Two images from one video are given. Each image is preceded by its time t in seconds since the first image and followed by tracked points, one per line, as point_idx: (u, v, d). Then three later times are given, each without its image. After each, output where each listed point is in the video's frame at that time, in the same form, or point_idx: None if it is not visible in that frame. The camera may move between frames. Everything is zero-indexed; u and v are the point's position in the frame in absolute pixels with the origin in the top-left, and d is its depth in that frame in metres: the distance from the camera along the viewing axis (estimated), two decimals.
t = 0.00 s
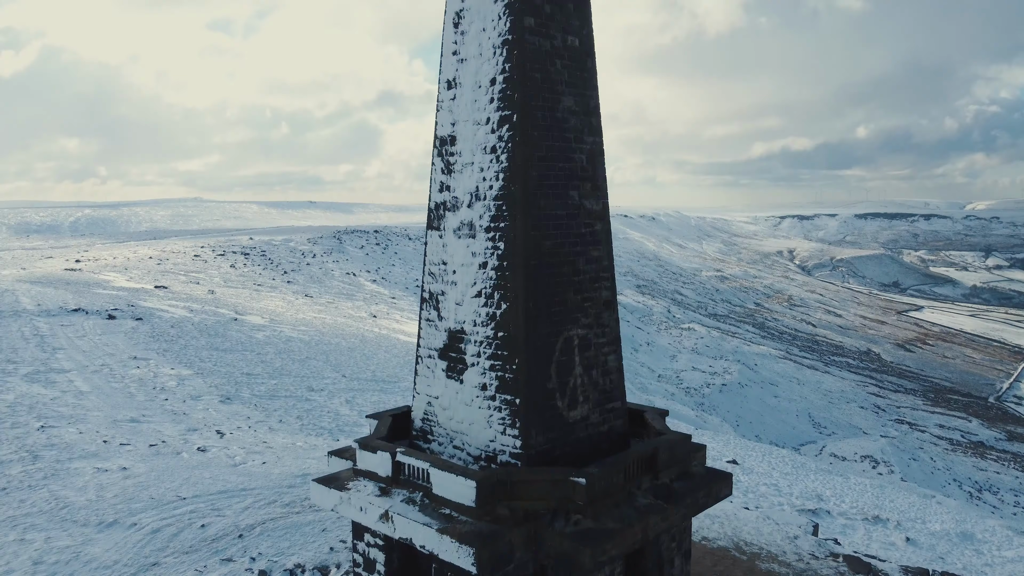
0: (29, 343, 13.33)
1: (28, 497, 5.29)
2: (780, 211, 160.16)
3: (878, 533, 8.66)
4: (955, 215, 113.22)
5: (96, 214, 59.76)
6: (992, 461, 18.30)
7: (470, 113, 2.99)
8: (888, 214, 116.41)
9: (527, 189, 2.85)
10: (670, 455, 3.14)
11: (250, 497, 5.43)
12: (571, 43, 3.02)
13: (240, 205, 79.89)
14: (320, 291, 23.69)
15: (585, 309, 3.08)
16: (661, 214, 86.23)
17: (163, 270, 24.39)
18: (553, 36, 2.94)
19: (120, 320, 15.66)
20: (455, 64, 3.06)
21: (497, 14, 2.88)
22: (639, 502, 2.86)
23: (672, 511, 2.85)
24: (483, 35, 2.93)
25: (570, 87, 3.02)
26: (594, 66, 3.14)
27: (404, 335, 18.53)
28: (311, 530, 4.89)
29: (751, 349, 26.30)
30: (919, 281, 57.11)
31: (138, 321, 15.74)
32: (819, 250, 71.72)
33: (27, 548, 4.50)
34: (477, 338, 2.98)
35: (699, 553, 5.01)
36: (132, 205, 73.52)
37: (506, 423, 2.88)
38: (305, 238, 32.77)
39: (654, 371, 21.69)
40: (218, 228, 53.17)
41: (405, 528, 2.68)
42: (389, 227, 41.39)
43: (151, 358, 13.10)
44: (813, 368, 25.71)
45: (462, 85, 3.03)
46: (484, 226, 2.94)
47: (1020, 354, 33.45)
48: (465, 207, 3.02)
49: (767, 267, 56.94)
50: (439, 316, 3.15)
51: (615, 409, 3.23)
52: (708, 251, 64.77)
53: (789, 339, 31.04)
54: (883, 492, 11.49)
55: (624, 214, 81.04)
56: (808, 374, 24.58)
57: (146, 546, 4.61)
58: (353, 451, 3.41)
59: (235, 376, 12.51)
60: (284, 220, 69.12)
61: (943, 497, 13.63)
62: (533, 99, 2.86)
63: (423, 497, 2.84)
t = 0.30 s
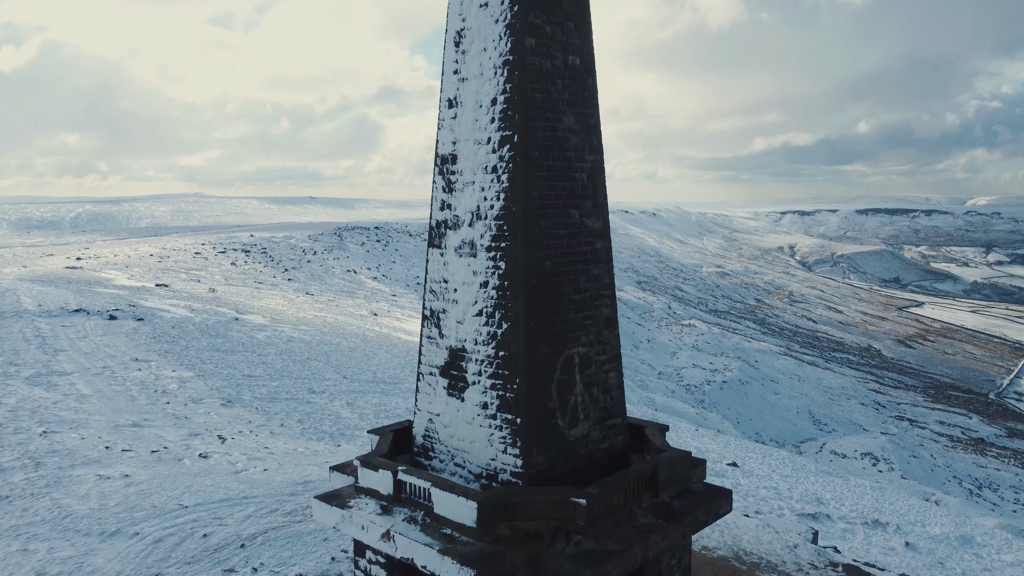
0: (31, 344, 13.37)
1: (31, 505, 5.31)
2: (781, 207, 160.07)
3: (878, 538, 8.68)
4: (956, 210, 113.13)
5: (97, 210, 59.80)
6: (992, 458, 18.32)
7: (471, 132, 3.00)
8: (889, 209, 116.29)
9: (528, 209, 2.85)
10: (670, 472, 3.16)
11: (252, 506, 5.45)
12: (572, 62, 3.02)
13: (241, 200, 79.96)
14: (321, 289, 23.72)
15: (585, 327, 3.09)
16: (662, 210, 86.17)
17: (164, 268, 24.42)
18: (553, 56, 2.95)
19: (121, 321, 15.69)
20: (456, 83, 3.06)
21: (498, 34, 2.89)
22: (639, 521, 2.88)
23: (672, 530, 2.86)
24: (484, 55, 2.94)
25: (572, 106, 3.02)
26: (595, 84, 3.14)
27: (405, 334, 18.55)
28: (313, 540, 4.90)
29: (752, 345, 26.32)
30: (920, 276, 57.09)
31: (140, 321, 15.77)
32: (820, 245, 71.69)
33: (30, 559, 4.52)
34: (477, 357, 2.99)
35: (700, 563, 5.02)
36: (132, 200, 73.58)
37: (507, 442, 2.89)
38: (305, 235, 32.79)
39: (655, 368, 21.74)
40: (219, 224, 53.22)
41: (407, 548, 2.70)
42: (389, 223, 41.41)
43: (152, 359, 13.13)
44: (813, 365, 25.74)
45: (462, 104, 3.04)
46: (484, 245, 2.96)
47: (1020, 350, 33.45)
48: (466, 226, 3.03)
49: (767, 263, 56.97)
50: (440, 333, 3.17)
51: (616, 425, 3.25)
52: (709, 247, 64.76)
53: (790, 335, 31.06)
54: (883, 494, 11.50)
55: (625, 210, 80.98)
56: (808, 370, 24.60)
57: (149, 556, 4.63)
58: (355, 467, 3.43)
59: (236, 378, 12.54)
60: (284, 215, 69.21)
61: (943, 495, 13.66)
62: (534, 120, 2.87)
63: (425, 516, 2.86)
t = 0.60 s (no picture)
0: (33, 345, 13.40)
1: (34, 513, 5.33)
2: (782, 202, 159.95)
3: (877, 542, 8.71)
4: (958, 205, 113.01)
5: (98, 206, 59.89)
6: (993, 455, 18.34)
7: (472, 151, 3.01)
8: (891, 205, 116.17)
9: (529, 229, 2.86)
10: (670, 487, 3.19)
11: (255, 514, 5.48)
12: (573, 80, 3.03)
13: (242, 196, 80.07)
14: (321, 286, 23.75)
15: (586, 344, 3.10)
16: (663, 206, 86.14)
17: (165, 265, 24.46)
18: (555, 75, 2.95)
19: (123, 321, 15.71)
20: (457, 102, 3.07)
21: (499, 54, 2.89)
22: (639, 540, 2.90)
23: (672, 549, 2.88)
24: (485, 75, 2.94)
25: (573, 125, 3.03)
26: (596, 102, 3.16)
27: (406, 333, 18.57)
28: (315, 549, 4.93)
29: (752, 341, 26.35)
30: (921, 272, 57.07)
31: (141, 322, 15.80)
32: (821, 241, 71.65)
33: (34, 569, 4.54)
34: (479, 375, 3.00)
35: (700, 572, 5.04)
36: (134, 196, 73.70)
37: (508, 461, 2.91)
38: (306, 231, 32.81)
39: (655, 365, 21.79)
40: (219, 220, 53.26)
41: (409, 567, 2.72)
42: (390, 219, 41.41)
43: (154, 361, 13.15)
44: (814, 361, 25.75)
45: (463, 122, 3.04)
46: (486, 264, 2.97)
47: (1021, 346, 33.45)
48: (468, 245, 3.04)
49: (768, 259, 56.94)
50: (442, 350, 3.17)
51: (616, 442, 3.27)
52: (710, 242, 64.75)
53: (791, 331, 31.08)
54: (883, 496, 11.52)
55: (626, 206, 80.94)
56: (809, 367, 24.62)
57: (152, 566, 4.65)
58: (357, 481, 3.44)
59: (238, 380, 12.57)
60: (286, 211, 69.28)
61: (943, 493, 13.68)
62: (535, 140, 2.87)
63: (427, 534, 2.88)
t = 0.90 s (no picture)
0: (35, 347, 13.44)
1: (38, 521, 5.36)
2: (784, 198, 159.89)
3: (878, 546, 8.73)
4: (959, 201, 112.88)
5: (100, 201, 59.96)
6: (993, 452, 18.36)
7: (474, 170, 3.02)
8: (893, 200, 115.96)
9: (530, 248, 2.88)
10: (670, 503, 3.21)
11: (257, 522, 5.50)
12: (575, 99, 3.04)
13: (243, 192, 80.11)
14: (323, 284, 23.77)
15: (588, 362, 3.12)
16: (664, 202, 86.07)
17: (166, 263, 24.49)
18: (557, 95, 2.96)
19: (125, 321, 15.75)
20: (459, 120, 3.08)
21: (501, 74, 2.90)
22: (640, 558, 2.92)
23: (672, 567, 2.91)
24: (488, 94, 2.95)
25: (574, 143, 3.04)
26: (598, 120, 3.17)
27: (407, 332, 18.59)
28: (317, 558, 4.95)
29: (753, 338, 26.36)
30: (922, 267, 57.03)
31: (143, 322, 15.82)
32: (823, 237, 71.61)
33: None
34: (480, 393, 3.02)
35: None
36: (135, 192, 73.77)
37: (510, 479, 2.92)
38: (308, 228, 32.84)
39: (656, 362, 21.84)
40: (221, 215, 53.31)
41: None
42: (391, 215, 41.39)
43: (156, 362, 13.20)
44: (815, 357, 25.76)
45: (465, 141, 3.05)
46: (488, 283, 2.98)
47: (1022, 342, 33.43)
48: (470, 263, 3.05)
49: (769, 254, 56.90)
50: (444, 368, 3.18)
51: (617, 458, 3.29)
52: (711, 238, 64.74)
53: (792, 327, 31.10)
54: (883, 498, 11.53)
55: (627, 202, 80.80)
56: (810, 363, 24.64)
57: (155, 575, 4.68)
58: (359, 496, 3.47)
59: (240, 381, 12.61)
60: (287, 207, 69.32)
61: (943, 492, 13.70)
62: (537, 160, 2.88)
63: (429, 553, 2.90)
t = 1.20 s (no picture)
0: (37, 348, 13.46)
1: (41, 529, 5.39)
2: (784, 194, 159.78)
3: (878, 550, 8.76)
4: (961, 196, 112.73)
5: (101, 197, 60.00)
6: (993, 449, 18.38)
7: (476, 189, 3.03)
8: (894, 196, 115.84)
9: (532, 267, 2.89)
10: (670, 519, 3.25)
11: (260, 529, 5.53)
12: (576, 117, 3.05)
13: (243, 187, 80.08)
14: (324, 282, 23.79)
15: (589, 379, 3.13)
16: (665, 197, 86.00)
17: (167, 261, 24.50)
18: (558, 114, 2.97)
19: (126, 322, 15.76)
20: (460, 138, 3.08)
21: (502, 94, 2.91)
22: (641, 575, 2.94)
23: None
24: (489, 113, 2.96)
25: (575, 162, 3.05)
26: (599, 138, 3.18)
27: (408, 330, 18.60)
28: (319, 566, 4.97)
29: (753, 334, 26.37)
30: (923, 263, 56.99)
31: (144, 322, 15.84)
32: (823, 233, 71.53)
33: None
34: (481, 411, 3.04)
35: None
36: (135, 188, 73.78)
37: (511, 496, 2.94)
38: (308, 225, 32.82)
39: (657, 359, 21.88)
40: (222, 211, 53.36)
41: None
42: (391, 212, 41.40)
43: (157, 364, 13.22)
44: (816, 354, 25.78)
45: (467, 159, 3.06)
46: (489, 301, 2.99)
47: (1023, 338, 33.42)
48: (471, 281, 3.06)
49: (769, 250, 56.86)
50: (445, 385, 3.20)
51: (618, 474, 3.31)
52: (711, 234, 64.72)
53: (792, 323, 31.11)
54: (883, 499, 11.55)
55: (628, 197, 80.71)
56: (810, 359, 24.65)
57: None
58: (361, 510, 3.50)
59: (241, 383, 12.63)
60: (288, 203, 69.42)
61: (943, 490, 13.73)
62: (538, 179, 2.89)
63: (431, 570, 2.93)
